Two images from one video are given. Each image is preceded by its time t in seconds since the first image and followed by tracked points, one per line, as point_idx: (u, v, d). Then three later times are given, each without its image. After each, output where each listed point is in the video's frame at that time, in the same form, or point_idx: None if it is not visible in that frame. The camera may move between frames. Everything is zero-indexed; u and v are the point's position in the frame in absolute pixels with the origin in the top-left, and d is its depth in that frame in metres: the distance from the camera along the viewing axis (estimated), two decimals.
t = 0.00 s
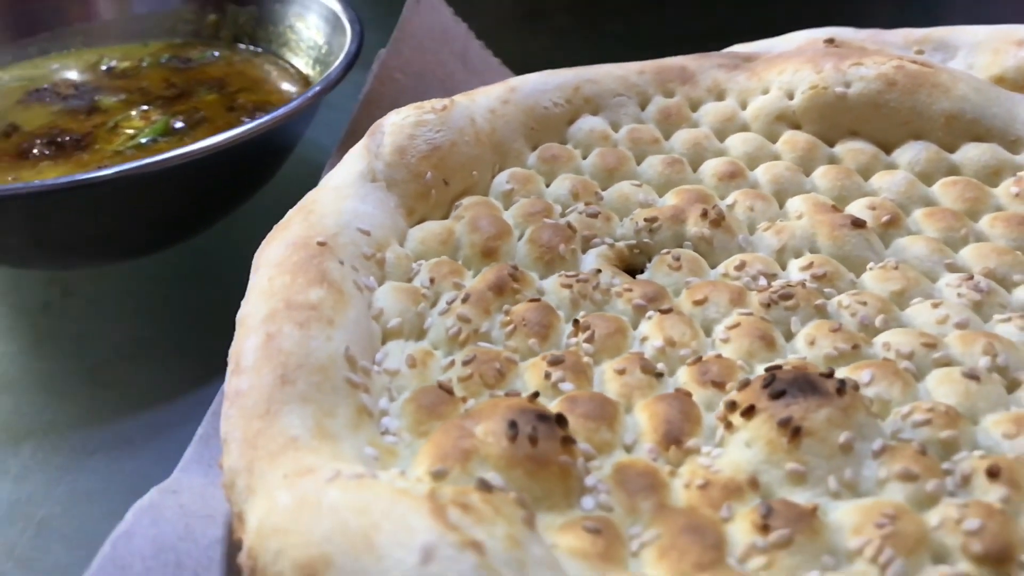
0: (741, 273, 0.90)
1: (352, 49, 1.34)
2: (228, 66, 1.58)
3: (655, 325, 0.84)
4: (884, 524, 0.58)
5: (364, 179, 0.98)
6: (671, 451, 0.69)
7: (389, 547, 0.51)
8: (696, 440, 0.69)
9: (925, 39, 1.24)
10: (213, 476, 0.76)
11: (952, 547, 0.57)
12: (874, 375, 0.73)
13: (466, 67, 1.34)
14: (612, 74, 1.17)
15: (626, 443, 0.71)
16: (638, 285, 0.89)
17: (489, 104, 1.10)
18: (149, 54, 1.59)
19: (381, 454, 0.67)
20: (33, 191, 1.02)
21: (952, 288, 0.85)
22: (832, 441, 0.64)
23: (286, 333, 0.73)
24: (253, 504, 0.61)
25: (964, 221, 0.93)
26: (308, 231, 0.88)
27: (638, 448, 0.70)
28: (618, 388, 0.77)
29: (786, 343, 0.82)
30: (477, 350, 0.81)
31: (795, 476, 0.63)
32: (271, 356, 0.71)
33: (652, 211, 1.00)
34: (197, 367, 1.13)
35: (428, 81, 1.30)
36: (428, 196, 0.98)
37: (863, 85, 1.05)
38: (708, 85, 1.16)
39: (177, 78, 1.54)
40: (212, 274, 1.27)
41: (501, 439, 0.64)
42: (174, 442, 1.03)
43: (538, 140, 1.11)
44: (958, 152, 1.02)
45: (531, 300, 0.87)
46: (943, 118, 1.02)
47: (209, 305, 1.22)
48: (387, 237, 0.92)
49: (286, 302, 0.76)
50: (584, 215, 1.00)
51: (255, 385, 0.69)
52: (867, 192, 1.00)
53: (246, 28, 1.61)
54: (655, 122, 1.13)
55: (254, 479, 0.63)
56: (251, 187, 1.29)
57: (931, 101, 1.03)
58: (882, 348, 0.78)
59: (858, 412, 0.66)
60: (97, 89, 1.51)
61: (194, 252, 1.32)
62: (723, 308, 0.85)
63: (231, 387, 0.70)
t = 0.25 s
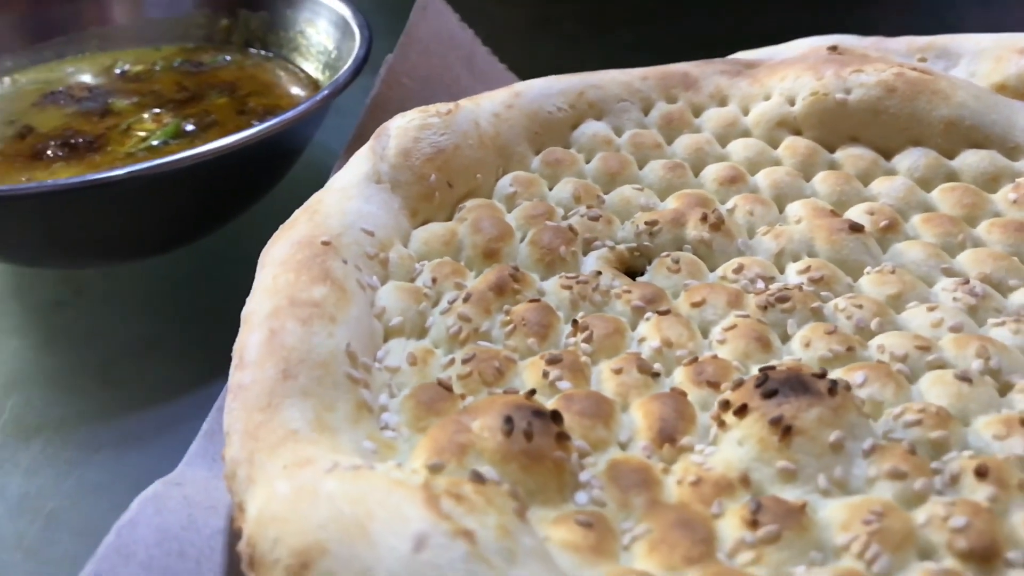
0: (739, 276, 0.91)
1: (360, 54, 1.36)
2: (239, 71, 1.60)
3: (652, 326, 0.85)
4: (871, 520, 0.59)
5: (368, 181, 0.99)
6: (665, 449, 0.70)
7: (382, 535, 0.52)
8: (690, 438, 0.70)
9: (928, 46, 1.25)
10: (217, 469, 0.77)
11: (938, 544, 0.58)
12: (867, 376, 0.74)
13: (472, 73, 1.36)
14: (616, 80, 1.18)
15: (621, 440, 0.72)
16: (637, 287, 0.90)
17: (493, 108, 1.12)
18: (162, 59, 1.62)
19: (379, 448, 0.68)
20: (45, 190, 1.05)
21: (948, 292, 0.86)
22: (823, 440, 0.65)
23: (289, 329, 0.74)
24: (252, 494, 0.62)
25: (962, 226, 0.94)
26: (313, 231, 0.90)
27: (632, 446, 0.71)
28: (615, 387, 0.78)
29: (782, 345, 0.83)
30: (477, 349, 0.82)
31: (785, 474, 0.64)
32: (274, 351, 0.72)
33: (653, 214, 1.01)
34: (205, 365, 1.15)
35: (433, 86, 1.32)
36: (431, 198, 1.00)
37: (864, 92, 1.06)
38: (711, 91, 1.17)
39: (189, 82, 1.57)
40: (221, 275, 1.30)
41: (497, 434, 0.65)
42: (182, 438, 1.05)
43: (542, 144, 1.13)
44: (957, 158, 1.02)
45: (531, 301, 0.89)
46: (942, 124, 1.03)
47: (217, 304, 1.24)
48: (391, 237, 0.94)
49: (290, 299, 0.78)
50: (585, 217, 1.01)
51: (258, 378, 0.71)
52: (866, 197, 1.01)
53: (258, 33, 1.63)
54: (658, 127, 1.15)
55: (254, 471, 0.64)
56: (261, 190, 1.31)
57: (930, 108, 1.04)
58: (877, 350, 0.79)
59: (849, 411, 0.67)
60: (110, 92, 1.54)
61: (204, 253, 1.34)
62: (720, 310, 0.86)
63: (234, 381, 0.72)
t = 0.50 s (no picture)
0: (737, 279, 0.92)
1: (370, 59, 1.38)
2: (253, 75, 1.63)
3: (650, 326, 0.86)
4: (856, 515, 0.60)
5: (374, 182, 1.01)
6: (657, 445, 0.71)
7: (374, 520, 0.54)
8: (682, 434, 0.71)
9: (931, 55, 1.27)
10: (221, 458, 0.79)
11: (921, 540, 0.59)
12: (859, 377, 0.75)
13: (478, 82, 1.38)
14: (620, 85, 1.20)
15: (615, 436, 0.73)
16: (636, 288, 0.92)
17: (499, 113, 1.14)
18: (178, 63, 1.65)
19: (377, 440, 0.70)
20: (58, 188, 1.07)
21: (943, 296, 0.86)
22: (812, 437, 0.66)
23: (292, 324, 0.76)
24: (251, 481, 0.64)
25: (960, 232, 0.95)
26: (318, 230, 0.91)
27: (626, 442, 0.72)
28: (611, 385, 0.79)
29: (778, 346, 0.84)
30: (476, 346, 0.84)
31: (774, 470, 0.65)
32: (276, 345, 0.74)
33: (654, 217, 1.02)
34: (213, 361, 1.17)
35: (441, 92, 1.34)
36: (436, 199, 1.02)
37: (865, 99, 1.07)
38: (715, 97, 1.19)
39: (204, 86, 1.59)
40: (231, 275, 1.32)
41: (491, 427, 0.67)
42: (189, 432, 1.07)
43: (546, 148, 1.14)
44: (957, 165, 1.03)
45: (531, 300, 0.90)
46: (942, 131, 1.04)
47: (226, 303, 1.27)
48: (395, 237, 0.96)
49: (293, 295, 0.80)
50: (587, 220, 1.03)
51: (260, 370, 0.72)
52: (866, 203, 1.02)
53: (272, 38, 1.66)
54: (662, 132, 1.16)
55: (254, 459, 0.66)
56: (271, 191, 1.34)
57: (930, 115, 1.05)
58: (871, 352, 0.80)
59: (839, 410, 0.68)
60: (127, 95, 1.57)
61: (215, 253, 1.36)
62: (717, 312, 0.87)
63: (237, 373, 0.74)
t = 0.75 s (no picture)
0: (737, 281, 0.92)
1: (379, 62, 1.39)
2: (264, 77, 1.65)
3: (649, 327, 0.86)
4: (846, 515, 0.60)
5: (378, 182, 1.02)
6: (652, 444, 0.71)
7: (365, 510, 0.54)
8: (677, 434, 0.72)
9: (939, 62, 1.26)
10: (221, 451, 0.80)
11: (912, 540, 0.59)
12: (856, 380, 0.75)
13: (491, 82, 1.39)
14: (626, 89, 1.20)
15: (610, 435, 0.73)
16: (636, 289, 0.92)
17: (504, 115, 1.15)
18: (191, 65, 1.67)
19: (374, 435, 0.71)
20: (69, 185, 1.09)
21: (944, 301, 0.86)
22: (805, 437, 0.66)
23: (292, 319, 0.77)
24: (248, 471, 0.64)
25: (962, 238, 0.94)
26: (322, 228, 0.92)
27: (621, 440, 0.73)
28: (608, 384, 0.80)
29: (776, 349, 0.84)
30: (476, 345, 0.85)
31: (766, 469, 0.65)
32: (276, 339, 0.75)
33: (656, 220, 1.03)
34: (218, 358, 1.18)
35: (452, 92, 1.35)
36: (439, 199, 1.02)
37: (869, 104, 1.08)
38: (720, 101, 1.19)
39: (216, 88, 1.61)
40: (239, 274, 1.33)
41: (486, 422, 0.68)
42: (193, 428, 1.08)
43: (551, 150, 1.15)
44: (961, 171, 1.03)
45: (531, 300, 0.91)
46: (946, 137, 1.04)
47: (233, 301, 1.28)
48: (397, 237, 0.96)
49: (294, 291, 0.81)
50: (590, 222, 1.03)
51: (259, 364, 0.73)
52: (869, 208, 1.02)
53: (284, 41, 1.67)
54: (666, 136, 1.17)
55: (251, 450, 0.67)
56: (280, 192, 1.35)
57: (934, 121, 1.05)
58: (869, 355, 0.80)
59: (833, 411, 0.68)
60: (139, 96, 1.59)
61: (223, 252, 1.38)
62: (716, 313, 0.88)
63: (237, 367, 0.74)
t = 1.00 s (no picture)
0: (735, 286, 0.93)
1: (389, 68, 1.40)
2: (279, 82, 1.67)
3: (645, 329, 0.87)
4: (831, 514, 0.61)
5: (383, 183, 1.04)
6: (643, 442, 0.72)
7: (354, 495, 0.56)
8: (668, 432, 0.72)
9: (944, 75, 1.27)
10: (220, 438, 0.81)
11: (894, 539, 0.59)
12: (848, 384, 0.76)
13: (508, 84, 1.41)
14: (631, 97, 1.22)
15: (603, 432, 0.74)
16: (635, 292, 0.93)
17: (510, 120, 1.16)
18: (207, 69, 1.69)
19: (369, 427, 0.72)
20: (82, 181, 1.11)
21: (940, 309, 0.87)
22: (793, 437, 0.67)
23: (292, 313, 0.78)
24: (244, 457, 0.66)
25: (960, 247, 0.95)
26: (326, 226, 0.94)
27: (613, 438, 0.74)
28: (602, 383, 0.81)
29: (771, 353, 0.85)
30: (474, 342, 0.86)
31: (754, 468, 0.66)
32: (277, 332, 0.77)
33: (657, 225, 1.04)
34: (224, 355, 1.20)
35: (470, 94, 1.36)
36: (443, 201, 1.04)
37: (871, 114, 1.08)
38: (724, 110, 1.20)
39: (231, 91, 1.64)
40: (248, 273, 1.35)
41: (478, 416, 0.69)
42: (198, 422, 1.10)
43: (556, 155, 1.16)
44: (962, 182, 1.04)
45: (530, 300, 0.92)
46: (948, 148, 1.05)
47: (241, 300, 1.30)
48: (401, 236, 0.98)
49: (296, 286, 0.82)
50: (592, 226, 1.04)
51: (259, 356, 0.75)
52: (869, 217, 1.02)
53: (299, 47, 1.69)
54: (670, 143, 1.18)
55: (247, 437, 0.68)
56: (291, 194, 1.37)
57: (936, 132, 1.06)
58: (862, 360, 0.81)
59: (822, 412, 0.69)
60: (156, 98, 1.61)
61: (233, 252, 1.40)
62: (713, 317, 0.89)
63: (237, 358, 0.76)
